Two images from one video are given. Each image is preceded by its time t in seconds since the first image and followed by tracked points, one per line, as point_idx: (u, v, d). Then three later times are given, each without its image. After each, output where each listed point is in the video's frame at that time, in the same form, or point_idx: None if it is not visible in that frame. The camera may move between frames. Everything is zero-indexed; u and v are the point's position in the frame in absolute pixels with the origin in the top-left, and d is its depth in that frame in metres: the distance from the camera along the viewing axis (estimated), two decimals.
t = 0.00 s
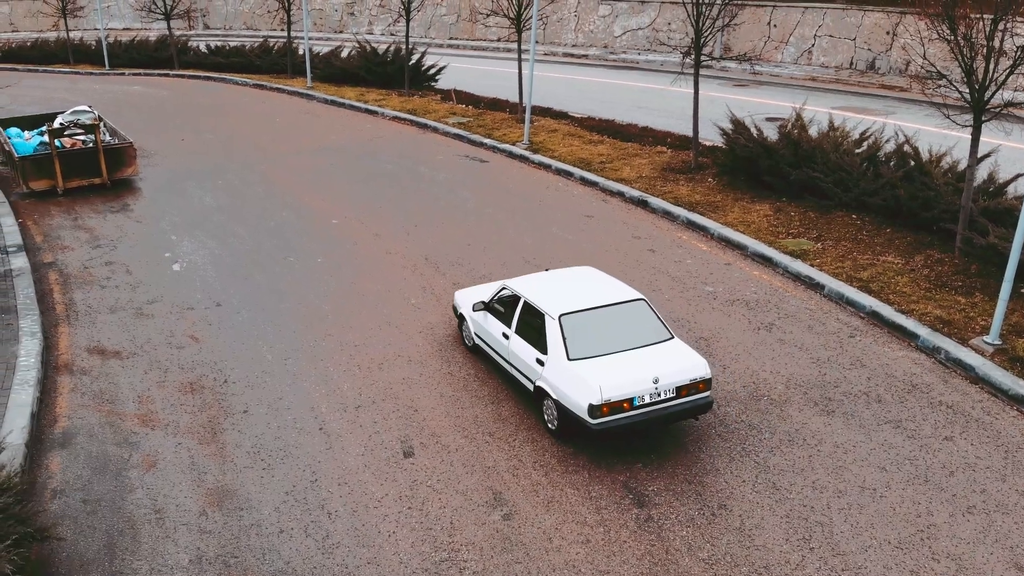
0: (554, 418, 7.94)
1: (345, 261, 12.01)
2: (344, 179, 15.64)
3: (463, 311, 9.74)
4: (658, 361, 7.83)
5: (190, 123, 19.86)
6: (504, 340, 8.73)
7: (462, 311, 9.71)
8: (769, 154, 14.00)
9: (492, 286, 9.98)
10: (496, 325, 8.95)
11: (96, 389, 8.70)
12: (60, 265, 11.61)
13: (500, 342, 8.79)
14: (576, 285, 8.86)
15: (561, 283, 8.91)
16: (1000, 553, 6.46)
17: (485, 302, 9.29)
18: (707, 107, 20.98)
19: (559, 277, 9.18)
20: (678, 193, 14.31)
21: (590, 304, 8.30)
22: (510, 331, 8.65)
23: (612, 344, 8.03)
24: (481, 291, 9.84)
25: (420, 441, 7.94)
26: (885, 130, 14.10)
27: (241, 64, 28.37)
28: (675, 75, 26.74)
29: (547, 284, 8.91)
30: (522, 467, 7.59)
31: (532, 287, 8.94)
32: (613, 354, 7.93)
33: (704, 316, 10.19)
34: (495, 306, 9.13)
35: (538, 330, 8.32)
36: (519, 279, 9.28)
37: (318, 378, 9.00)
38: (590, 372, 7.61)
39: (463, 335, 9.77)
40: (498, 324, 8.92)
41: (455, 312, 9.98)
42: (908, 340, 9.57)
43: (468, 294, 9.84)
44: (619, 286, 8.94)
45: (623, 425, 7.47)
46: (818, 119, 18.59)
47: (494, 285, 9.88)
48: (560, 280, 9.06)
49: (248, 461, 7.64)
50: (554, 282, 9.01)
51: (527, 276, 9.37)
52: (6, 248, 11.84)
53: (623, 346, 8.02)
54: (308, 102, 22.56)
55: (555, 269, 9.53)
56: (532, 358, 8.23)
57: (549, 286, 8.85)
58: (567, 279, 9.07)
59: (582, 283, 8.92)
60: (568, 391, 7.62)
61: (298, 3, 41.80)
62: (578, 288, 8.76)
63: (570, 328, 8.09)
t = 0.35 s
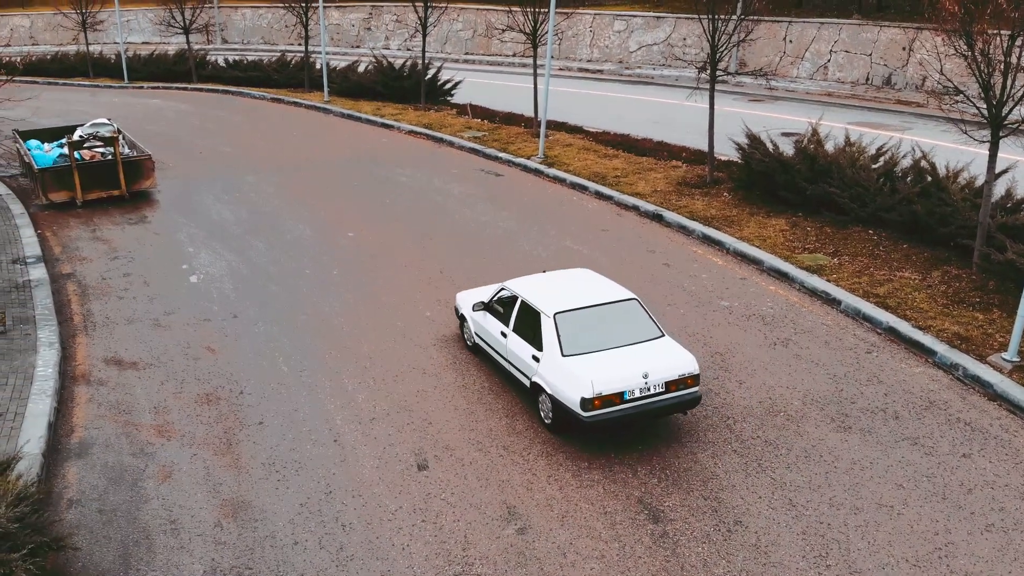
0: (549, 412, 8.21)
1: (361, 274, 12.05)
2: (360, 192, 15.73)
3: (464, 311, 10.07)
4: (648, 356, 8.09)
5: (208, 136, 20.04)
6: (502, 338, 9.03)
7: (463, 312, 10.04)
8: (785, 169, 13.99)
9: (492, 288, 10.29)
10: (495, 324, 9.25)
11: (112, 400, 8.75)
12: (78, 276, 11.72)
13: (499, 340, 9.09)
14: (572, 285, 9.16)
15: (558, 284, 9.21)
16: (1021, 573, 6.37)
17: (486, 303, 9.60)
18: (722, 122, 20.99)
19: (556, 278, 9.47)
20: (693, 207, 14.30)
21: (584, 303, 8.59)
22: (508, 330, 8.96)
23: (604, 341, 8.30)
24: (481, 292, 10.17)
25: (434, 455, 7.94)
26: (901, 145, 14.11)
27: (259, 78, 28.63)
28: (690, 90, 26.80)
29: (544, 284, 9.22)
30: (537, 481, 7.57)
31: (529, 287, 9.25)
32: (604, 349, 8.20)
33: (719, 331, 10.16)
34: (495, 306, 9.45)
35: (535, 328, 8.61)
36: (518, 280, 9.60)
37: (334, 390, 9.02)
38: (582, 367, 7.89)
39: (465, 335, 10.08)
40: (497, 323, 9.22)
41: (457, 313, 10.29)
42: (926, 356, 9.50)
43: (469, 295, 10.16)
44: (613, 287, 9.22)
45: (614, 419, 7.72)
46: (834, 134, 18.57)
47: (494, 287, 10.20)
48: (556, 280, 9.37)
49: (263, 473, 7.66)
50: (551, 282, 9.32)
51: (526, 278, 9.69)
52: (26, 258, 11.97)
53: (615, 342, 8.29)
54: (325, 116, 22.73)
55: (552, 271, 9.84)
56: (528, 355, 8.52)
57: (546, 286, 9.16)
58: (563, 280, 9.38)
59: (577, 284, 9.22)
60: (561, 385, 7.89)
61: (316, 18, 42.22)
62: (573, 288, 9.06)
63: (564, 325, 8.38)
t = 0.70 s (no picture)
0: (548, 410, 8.54)
1: (378, 287, 12.11)
2: (378, 207, 15.83)
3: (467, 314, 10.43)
4: (642, 355, 8.43)
5: (228, 151, 20.25)
6: (503, 339, 9.39)
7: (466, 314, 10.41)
8: (803, 186, 13.97)
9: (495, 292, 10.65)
10: (496, 325, 9.62)
11: (130, 411, 8.81)
12: (98, 289, 11.84)
13: (500, 341, 9.45)
14: (570, 288, 9.53)
15: (558, 287, 9.57)
16: None
17: (488, 305, 9.94)
18: (739, 138, 20.99)
19: (556, 281, 9.83)
20: (709, 223, 14.29)
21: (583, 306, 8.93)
22: (508, 330, 9.33)
23: (601, 340, 8.65)
24: (484, 296, 10.54)
25: (450, 469, 7.93)
26: (920, 162, 14.06)
27: (279, 94, 28.92)
28: (707, 107, 26.83)
29: (544, 287, 9.59)
30: (552, 496, 7.53)
31: (529, 290, 9.62)
32: (600, 348, 8.55)
33: (737, 348, 10.11)
34: (497, 309, 9.79)
35: (534, 329, 8.97)
36: (519, 283, 9.98)
37: (350, 403, 9.05)
38: (578, 365, 8.25)
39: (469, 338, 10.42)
40: (499, 325, 9.57)
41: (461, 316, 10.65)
42: (946, 374, 9.42)
43: (473, 298, 10.53)
44: (610, 290, 9.56)
45: (608, 414, 8.06)
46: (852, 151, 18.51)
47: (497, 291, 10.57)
48: (555, 283, 9.74)
49: (280, 486, 7.67)
50: (551, 285, 9.68)
51: (527, 281, 10.07)
52: (47, 271, 12.12)
53: (610, 342, 8.64)
54: (344, 131, 22.92)
55: (553, 276, 10.21)
56: (528, 355, 8.88)
57: (546, 289, 9.52)
58: (563, 283, 9.74)
59: (576, 286, 9.58)
60: (559, 382, 8.25)
61: (335, 35, 42.69)
62: (572, 291, 9.42)
63: (562, 325, 8.75)
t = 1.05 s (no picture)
0: (547, 410, 8.80)
1: (394, 303, 12.16)
2: (395, 223, 15.91)
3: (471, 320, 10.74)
4: (638, 357, 8.71)
5: (247, 166, 20.44)
6: (505, 342, 9.68)
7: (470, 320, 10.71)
8: (822, 204, 13.92)
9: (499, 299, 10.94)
10: (498, 329, 9.91)
11: (148, 425, 8.85)
12: (118, 302, 11.94)
13: (502, 345, 9.73)
14: (569, 294, 9.83)
15: (558, 293, 9.87)
16: None
17: (492, 311, 10.23)
18: (757, 156, 20.95)
19: (556, 288, 10.13)
20: (727, 241, 14.25)
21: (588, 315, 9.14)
22: (510, 334, 9.62)
23: (598, 343, 8.94)
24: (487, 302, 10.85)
25: (465, 486, 7.90)
26: (939, 181, 13.97)
27: (299, 111, 29.16)
28: (725, 124, 26.84)
29: (544, 293, 9.90)
30: (567, 514, 7.48)
31: (531, 295, 9.93)
32: (597, 351, 8.83)
33: (755, 366, 10.04)
34: (499, 314, 10.09)
35: (535, 332, 9.26)
36: (520, 289, 10.29)
37: (366, 418, 9.06)
38: (576, 365, 8.53)
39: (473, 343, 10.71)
40: (501, 330, 9.85)
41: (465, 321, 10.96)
42: (965, 395, 9.31)
43: (476, 304, 10.85)
44: (609, 296, 9.85)
45: (606, 414, 8.32)
46: (871, 169, 18.43)
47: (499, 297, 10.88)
48: (555, 289, 10.05)
49: (295, 500, 7.67)
50: (551, 291, 9.99)
51: (528, 287, 10.39)
52: (68, 284, 12.25)
53: (607, 345, 8.92)
54: (362, 148, 23.09)
55: (553, 283, 10.53)
56: (528, 357, 9.16)
57: (546, 295, 9.83)
58: (562, 289, 10.05)
59: (576, 292, 9.89)
60: (557, 383, 8.52)
61: (355, 52, 43.10)
62: (571, 296, 9.73)
63: (561, 328, 9.05)
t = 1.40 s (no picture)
0: (549, 412, 9.04)
1: (411, 317, 12.19)
2: (412, 237, 15.99)
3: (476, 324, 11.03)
4: (636, 361, 8.96)
5: (267, 181, 20.65)
6: (508, 346, 9.95)
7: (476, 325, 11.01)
8: (841, 222, 13.85)
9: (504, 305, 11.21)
10: (502, 333, 10.19)
11: (165, 438, 8.90)
12: (137, 316, 12.05)
13: (505, 348, 10.00)
14: (571, 299, 10.10)
15: (560, 298, 10.14)
16: None
17: (496, 316, 10.51)
18: (776, 173, 20.89)
19: (559, 293, 10.40)
20: (745, 257, 14.19)
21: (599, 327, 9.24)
22: (513, 338, 9.89)
23: (598, 347, 9.19)
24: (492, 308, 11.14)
25: (480, 503, 7.86)
26: (959, 199, 13.85)
27: (319, 127, 29.41)
28: (742, 141, 26.81)
29: (546, 298, 10.18)
30: (582, 532, 7.43)
31: (534, 300, 10.21)
32: (597, 354, 9.08)
33: (773, 384, 9.96)
34: (504, 319, 10.37)
35: (537, 336, 9.52)
36: (524, 295, 10.58)
37: (381, 433, 9.07)
38: (576, 368, 8.79)
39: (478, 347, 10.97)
40: (505, 334, 10.12)
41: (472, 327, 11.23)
42: (985, 415, 9.18)
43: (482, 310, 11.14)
44: (610, 301, 10.11)
45: (605, 415, 8.56)
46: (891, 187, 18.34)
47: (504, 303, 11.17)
48: (557, 295, 10.33)
49: (310, 515, 7.67)
50: (553, 297, 10.26)
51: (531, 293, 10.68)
52: (88, 297, 12.38)
53: (607, 349, 9.16)
54: (381, 163, 23.25)
55: (556, 289, 10.81)
56: (530, 360, 9.42)
57: (549, 300, 10.10)
58: (564, 294, 10.32)
59: (577, 298, 10.15)
60: (558, 384, 8.78)
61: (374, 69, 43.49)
62: (572, 302, 10.00)
63: (561, 332, 9.31)
